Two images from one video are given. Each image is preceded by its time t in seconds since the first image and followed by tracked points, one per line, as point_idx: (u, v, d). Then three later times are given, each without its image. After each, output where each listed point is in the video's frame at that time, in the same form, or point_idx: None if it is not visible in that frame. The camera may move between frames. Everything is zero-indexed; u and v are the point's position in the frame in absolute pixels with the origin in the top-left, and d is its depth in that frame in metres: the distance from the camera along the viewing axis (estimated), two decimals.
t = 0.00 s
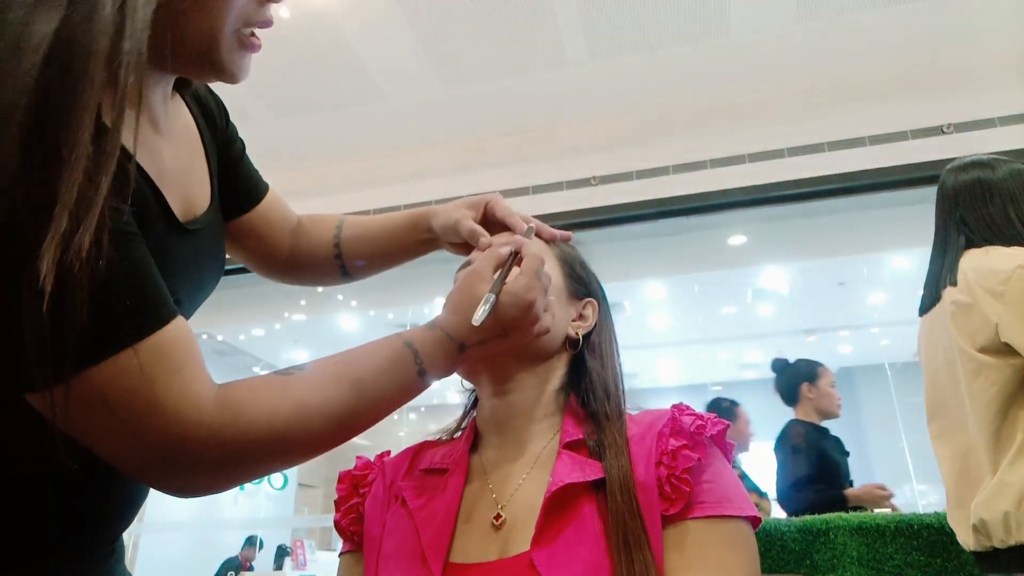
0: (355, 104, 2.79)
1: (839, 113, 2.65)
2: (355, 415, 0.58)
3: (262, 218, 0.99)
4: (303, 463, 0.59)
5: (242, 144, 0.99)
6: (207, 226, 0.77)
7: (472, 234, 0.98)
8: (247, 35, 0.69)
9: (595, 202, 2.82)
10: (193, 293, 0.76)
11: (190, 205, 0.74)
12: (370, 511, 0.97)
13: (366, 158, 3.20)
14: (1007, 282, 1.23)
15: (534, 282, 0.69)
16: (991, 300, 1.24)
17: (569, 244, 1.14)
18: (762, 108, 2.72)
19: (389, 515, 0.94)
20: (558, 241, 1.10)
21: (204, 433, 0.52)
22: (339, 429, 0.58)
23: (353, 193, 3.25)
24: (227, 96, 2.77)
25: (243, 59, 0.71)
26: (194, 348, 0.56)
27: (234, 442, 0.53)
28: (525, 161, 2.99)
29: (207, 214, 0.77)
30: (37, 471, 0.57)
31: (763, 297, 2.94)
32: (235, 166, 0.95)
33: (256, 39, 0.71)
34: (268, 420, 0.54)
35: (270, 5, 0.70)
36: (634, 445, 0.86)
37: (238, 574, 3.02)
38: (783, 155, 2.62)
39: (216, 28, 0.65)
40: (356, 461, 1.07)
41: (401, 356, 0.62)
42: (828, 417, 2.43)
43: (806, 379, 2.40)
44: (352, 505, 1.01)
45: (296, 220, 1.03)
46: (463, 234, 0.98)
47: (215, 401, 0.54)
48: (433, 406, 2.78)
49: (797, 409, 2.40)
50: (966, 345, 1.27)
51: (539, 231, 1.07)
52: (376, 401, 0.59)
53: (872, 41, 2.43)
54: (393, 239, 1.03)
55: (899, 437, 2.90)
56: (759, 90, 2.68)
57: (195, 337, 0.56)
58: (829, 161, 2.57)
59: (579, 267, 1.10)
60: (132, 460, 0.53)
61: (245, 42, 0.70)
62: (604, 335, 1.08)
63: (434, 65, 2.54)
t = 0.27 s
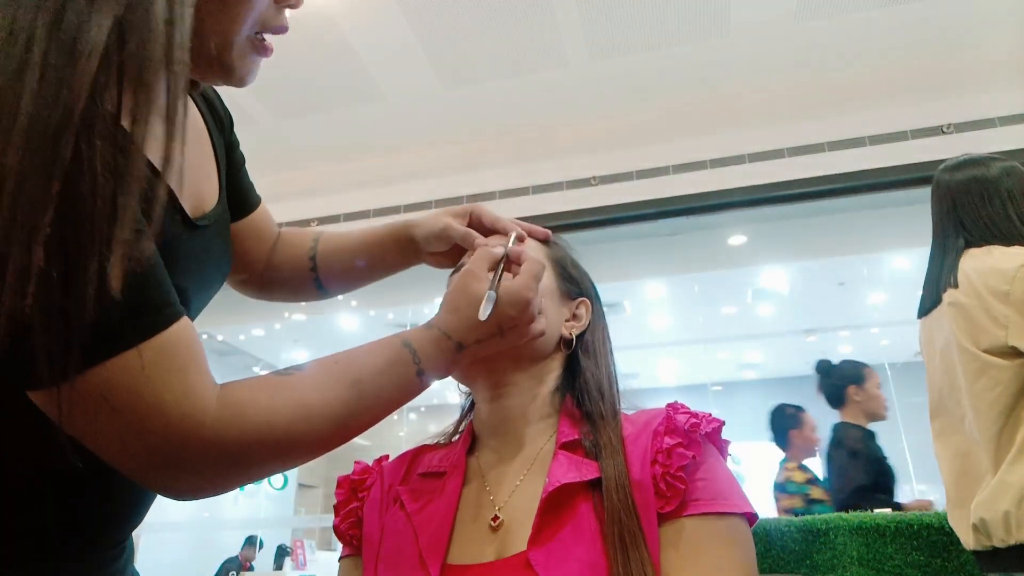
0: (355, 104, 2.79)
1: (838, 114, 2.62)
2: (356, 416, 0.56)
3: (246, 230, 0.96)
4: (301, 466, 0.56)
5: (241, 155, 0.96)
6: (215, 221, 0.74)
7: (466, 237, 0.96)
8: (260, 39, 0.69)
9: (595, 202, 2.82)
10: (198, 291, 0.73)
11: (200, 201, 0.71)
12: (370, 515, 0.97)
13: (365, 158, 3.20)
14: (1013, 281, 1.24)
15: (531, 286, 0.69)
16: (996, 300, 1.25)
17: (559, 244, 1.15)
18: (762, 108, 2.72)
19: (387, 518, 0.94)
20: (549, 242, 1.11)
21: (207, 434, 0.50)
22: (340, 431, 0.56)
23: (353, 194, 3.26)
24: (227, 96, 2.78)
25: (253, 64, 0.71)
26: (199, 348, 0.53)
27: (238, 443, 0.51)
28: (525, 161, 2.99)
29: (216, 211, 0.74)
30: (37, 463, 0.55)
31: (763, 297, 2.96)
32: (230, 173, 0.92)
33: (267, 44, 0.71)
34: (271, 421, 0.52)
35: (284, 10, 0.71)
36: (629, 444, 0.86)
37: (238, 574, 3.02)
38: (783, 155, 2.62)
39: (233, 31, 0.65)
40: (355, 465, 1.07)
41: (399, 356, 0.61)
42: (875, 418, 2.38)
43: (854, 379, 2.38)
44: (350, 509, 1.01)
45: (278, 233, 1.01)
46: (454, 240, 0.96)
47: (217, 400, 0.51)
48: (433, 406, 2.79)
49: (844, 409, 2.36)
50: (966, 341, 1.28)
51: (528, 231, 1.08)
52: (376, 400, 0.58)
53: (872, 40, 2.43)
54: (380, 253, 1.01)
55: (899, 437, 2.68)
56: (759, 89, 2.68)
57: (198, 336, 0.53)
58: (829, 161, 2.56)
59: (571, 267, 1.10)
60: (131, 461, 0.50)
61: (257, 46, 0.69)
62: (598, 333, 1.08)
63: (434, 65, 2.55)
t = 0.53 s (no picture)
0: (355, 104, 2.79)
1: (839, 113, 2.63)
2: (357, 417, 0.57)
3: (249, 234, 0.97)
4: (304, 466, 0.56)
5: (246, 160, 0.97)
6: (223, 225, 0.75)
7: (465, 242, 0.97)
8: (272, 47, 0.70)
9: (595, 202, 2.82)
10: (209, 293, 0.74)
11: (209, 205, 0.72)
12: (371, 515, 0.97)
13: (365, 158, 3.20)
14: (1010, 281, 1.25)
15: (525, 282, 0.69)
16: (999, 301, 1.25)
17: (558, 248, 1.15)
18: (762, 108, 2.72)
19: (388, 519, 0.94)
20: (548, 246, 1.11)
21: (214, 437, 0.49)
22: (342, 432, 0.56)
23: (353, 193, 3.26)
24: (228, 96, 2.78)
25: (263, 70, 0.72)
26: (206, 353, 0.53)
27: (243, 446, 0.51)
28: (525, 161, 2.99)
29: (223, 214, 0.75)
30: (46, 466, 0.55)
31: (763, 296, 2.96)
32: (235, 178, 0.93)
33: (278, 51, 0.72)
34: (276, 423, 0.52)
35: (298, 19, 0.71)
36: (629, 445, 0.86)
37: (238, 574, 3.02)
38: (783, 155, 2.62)
39: (247, 41, 0.65)
40: (356, 467, 1.07)
41: (397, 355, 0.61)
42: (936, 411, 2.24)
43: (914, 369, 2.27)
44: (352, 510, 1.01)
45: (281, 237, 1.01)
46: (454, 245, 0.97)
47: (222, 403, 0.51)
48: (433, 406, 2.79)
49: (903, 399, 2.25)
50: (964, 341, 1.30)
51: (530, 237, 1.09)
52: (376, 400, 0.58)
53: (871, 40, 2.44)
54: (381, 257, 1.01)
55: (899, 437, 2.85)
56: (758, 89, 2.68)
57: (204, 341, 0.53)
58: (829, 161, 2.56)
59: (571, 270, 1.11)
60: (139, 466, 0.49)
61: (269, 53, 0.70)
62: (597, 335, 1.08)
63: (434, 65, 2.55)
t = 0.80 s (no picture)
0: (355, 104, 2.79)
1: (839, 113, 2.62)
2: (358, 415, 0.56)
3: (251, 236, 0.97)
4: (306, 465, 0.56)
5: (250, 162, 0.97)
6: (226, 228, 0.75)
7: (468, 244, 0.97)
8: (278, 52, 0.69)
9: (595, 202, 2.82)
10: (213, 294, 0.74)
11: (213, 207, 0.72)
12: (372, 516, 0.97)
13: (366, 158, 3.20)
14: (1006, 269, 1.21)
15: (524, 279, 0.69)
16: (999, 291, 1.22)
17: (560, 250, 1.15)
18: (762, 108, 2.72)
19: (390, 519, 0.94)
20: (550, 247, 1.11)
21: (217, 437, 0.49)
22: (343, 431, 0.56)
23: (353, 193, 3.26)
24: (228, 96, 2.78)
25: (269, 74, 0.72)
26: (211, 354, 0.52)
27: (246, 445, 0.51)
28: (525, 161, 2.99)
29: (225, 216, 0.75)
30: (50, 464, 0.54)
31: (763, 296, 2.93)
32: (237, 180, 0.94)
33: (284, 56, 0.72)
34: (279, 422, 0.52)
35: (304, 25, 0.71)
36: (631, 445, 0.86)
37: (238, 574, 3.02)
38: (783, 155, 2.62)
39: (251, 45, 0.65)
40: (357, 467, 1.07)
41: (398, 354, 0.61)
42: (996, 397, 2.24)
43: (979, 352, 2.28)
44: (354, 510, 1.01)
45: (283, 240, 1.01)
46: (455, 246, 0.96)
47: (226, 402, 0.51)
48: (433, 406, 2.80)
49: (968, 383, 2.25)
50: (964, 331, 1.26)
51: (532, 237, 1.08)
52: (378, 399, 0.58)
53: (871, 40, 2.44)
54: (383, 258, 1.01)
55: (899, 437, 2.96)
56: (758, 89, 2.68)
57: (209, 342, 0.53)
58: (828, 161, 2.56)
59: (572, 271, 1.11)
60: (144, 467, 0.49)
61: (274, 58, 0.70)
62: (599, 336, 1.08)
63: (434, 65, 2.55)
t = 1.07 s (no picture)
0: (355, 104, 2.79)
1: (840, 112, 2.62)
2: (359, 414, 0.56)
3: (252, 237, 0.97)
4: (308, 465, 0.56)
5: (252, 164, 0.97)
6: (227, 230, 0.75)
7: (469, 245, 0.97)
8: (279, 54, 0.69)
9: (595, 202, 2.82)
10: (215, 293, 0.74)
11: (213, 207, 0.72)
12: (374, 515, 0.97)
13: (366, 158, 3.20)
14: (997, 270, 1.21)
15: (523, 276, 0.69)
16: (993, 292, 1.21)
17: (561, 249, 1.15)
18: (762, 108, 2.72)
19: (391, 519, 0.94)
20: (551, 247, 1.11)
21: (218, 437, 0.49)
22: (344, 430, 0.56)
23: (353, 193, 3.27)
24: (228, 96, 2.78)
25: (269, 77, 0.72)
26: (212, 354, 0.52)
27: (248, 445, 0.50)
28: (525, 161, 2.99)
29: (226, 218, 0.75)
30: (50, 463, 0.54)
31: (763, 296, 2.91)
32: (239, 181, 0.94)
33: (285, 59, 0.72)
34: (281, 422, 0.52)
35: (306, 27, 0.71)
36: (632, 446, 0.86)
37: (237, 574, 3.02)
38: (783, 155, 2.62)
39: (254, 48, 0.65)
40: (358, 466, 1.07)
41: (398, 352, 0.60)
42: None
43: None
44: (355, 509, 1.01)
45: (285, 241, 1.02)
46: (456, 247, 0.96)
47: (227, 402, 0.51)
48: (433, 406, 2.79)
49: None
50: (963, 334, 1.25)
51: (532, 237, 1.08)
52: (378, 398, 0.57)
53: (871, 40, 2.44)
54: (384, 259, 1.01)
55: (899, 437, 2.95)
56: (758, 88, 2.69)
57: (210, 342, 0.53)
58: (828, 161, 2.56)
59: (573, 271, 1.11)
60: (146, 467, 0.49)
61: (275, 61, 0.70)
62: (600, 336, 1.08)
63: (434, 65, 2.54)
